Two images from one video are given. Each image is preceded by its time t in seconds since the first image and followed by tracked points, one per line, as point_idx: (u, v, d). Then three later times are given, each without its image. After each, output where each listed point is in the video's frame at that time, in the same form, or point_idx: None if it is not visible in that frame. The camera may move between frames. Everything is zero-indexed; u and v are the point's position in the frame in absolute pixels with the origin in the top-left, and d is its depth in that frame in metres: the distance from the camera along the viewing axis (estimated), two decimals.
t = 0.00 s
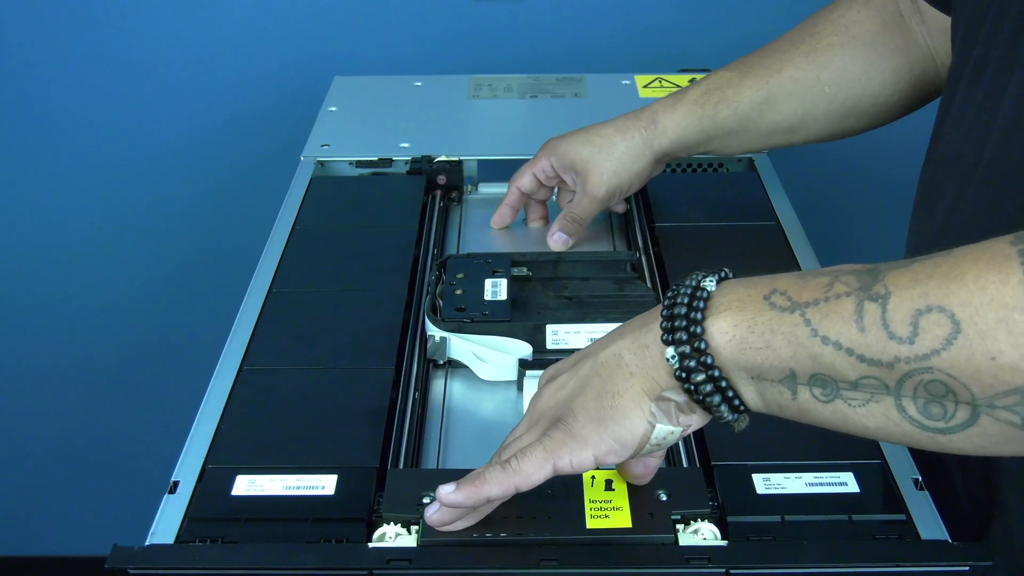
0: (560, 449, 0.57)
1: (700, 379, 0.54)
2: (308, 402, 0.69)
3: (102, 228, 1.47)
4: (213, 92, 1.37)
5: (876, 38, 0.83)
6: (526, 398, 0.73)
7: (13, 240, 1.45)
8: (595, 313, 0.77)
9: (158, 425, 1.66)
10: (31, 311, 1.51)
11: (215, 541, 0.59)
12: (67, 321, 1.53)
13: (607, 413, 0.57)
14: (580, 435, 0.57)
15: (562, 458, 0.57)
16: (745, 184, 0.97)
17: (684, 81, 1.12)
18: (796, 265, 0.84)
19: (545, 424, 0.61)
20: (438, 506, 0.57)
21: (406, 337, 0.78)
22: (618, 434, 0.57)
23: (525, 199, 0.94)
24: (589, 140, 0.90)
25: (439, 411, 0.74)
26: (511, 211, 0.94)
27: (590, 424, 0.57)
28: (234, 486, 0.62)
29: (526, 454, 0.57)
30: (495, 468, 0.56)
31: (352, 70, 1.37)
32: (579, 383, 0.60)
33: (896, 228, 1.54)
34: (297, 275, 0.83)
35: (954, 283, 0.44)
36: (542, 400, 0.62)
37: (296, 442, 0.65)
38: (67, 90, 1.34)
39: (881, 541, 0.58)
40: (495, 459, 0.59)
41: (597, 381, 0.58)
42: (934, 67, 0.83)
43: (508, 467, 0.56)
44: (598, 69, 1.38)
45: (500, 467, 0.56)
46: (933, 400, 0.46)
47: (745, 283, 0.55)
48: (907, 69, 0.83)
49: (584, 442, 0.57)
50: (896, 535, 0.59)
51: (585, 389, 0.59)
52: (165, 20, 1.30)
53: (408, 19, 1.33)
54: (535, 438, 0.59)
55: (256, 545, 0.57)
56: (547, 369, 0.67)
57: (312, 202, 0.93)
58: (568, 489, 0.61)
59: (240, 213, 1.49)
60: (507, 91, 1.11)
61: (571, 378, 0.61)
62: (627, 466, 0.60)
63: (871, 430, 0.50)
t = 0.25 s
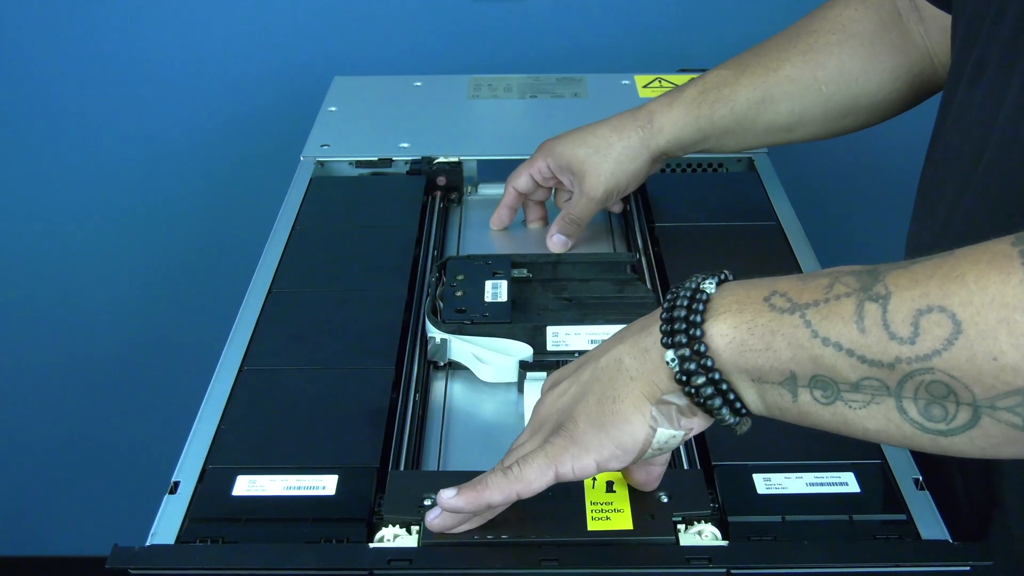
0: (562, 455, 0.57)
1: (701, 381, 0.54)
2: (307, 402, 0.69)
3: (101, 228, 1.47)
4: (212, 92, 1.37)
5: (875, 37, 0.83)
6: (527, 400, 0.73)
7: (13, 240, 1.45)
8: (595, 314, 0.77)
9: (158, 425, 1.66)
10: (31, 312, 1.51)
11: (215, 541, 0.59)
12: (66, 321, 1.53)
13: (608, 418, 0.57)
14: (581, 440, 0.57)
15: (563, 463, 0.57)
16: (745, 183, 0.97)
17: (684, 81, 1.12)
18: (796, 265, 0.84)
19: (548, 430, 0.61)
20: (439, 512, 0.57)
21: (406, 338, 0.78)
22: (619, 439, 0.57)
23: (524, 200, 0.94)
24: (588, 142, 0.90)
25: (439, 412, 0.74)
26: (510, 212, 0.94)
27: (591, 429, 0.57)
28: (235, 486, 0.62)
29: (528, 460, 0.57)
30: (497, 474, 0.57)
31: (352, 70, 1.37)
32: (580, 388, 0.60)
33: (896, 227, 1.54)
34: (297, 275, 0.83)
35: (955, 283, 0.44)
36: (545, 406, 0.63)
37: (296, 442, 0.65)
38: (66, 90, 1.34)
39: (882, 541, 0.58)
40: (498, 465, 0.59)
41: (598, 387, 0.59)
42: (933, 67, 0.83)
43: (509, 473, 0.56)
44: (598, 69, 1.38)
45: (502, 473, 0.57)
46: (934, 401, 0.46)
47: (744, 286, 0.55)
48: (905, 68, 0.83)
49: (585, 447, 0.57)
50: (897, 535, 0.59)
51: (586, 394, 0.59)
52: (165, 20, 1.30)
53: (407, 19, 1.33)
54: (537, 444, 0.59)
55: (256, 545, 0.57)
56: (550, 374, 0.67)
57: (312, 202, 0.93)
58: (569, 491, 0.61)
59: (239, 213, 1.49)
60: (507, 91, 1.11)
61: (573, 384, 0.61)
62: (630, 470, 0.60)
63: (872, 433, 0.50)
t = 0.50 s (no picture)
0: (562, 461, 0.57)
1: (701, 388, 0.54)
2: (307, 402, 0.69)
3: (101, 228, 1.47)
4: (213, 92, 1.37)
5: (873, 39, 0.83)
6: (527, 404, 0.74)
7: (13, 240, 1.45)
8: (595, 318, 0.78)
9: (158, 425, 1.66)
10: (31, 312, 1.51)
11: (215, 541, 0.59)
12: (66, 322, 1.53)
13: (608, 424, 0.57)
14: (581, 447, 0.57)
15: (563, 469, 0.57)
16: (744, 183, 0.97)
17: (684, 81, 1.12)
18: (796, 265, 0.84)
19: (548, 437, 0.61)
20: (440, 517, 0.57)
21: (407, 341, 0.78)
22: (619, 445, 0.57)
23: (523, 203, 0.95)
24: (587, 146, 0.90)
25: (439, 417, 0.74)
26: (510, 215, 0.94)
27: (591, 436, 0.57)
28: (235, 486, 0.62)
29: (528, 466, 0.57)
30: (497, 480, 0.57)
31: (352, 69, 1.37)
32: (581, 395, 0.61)
33: (896, 228, 1.54)
34: (296, 275, 0.83)
35: (953, 286, 0.44)
36: (546, 414, 0.63)
37: (296, 442, 0.65)
38: (66, 90, 1.34)
39: (882, 541, 0.58)
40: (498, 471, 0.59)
41: (598, 394, 0.59)
42: (933, 67, 0.83)
43: (509, 479, 0.57)
44: (597, 69, 1.38)
45: (502, 479, 0.57)
46: (934, 404, 0.46)
47: (742, 293, 0.55)
48: (905, 69, 0.83)
49: (585, 454, 0.57)
50: (896, 535, 0.59)
51: (586, 402, 0.60)
52: (164, 20, 1.30)
53: (407, 19, 1.33)
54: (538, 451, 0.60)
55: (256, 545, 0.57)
56: (551, 382, 0.68)
57: (312, 202, 0.93)
58: (569, 495, 0.61)
59: (239, 212, 1.49)
60: (507, 91, 1.11)
61: (573, 391, 0.62)
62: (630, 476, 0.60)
63: (872, 437, 0.50)
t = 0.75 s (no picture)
0: (564, 461, 0.58)
1: (701, 388, 0.54)
2: (307, 402, 0.69)
3: (101, 228, 1.47)
4: (213, 92, 1.37)
5: (873, 40, 0.83)
6: (528, 408, 0.74)
7: (13, 240, 1.45)
8: (596, 322, 0.77)
9: (157, 426, 1.66)
10: (32, 312, 1.51)
11: (215, 541, 0.59)
12: (66, 321, 1.53)
13: (610, 425, 0.57)
14: (583, 447, 0.58)
15: (565, 469, 0.57)
16: (745, 183, 0.97)
17: (684, 81, 1.12)
18: (796, 265, 0.84)
19: (550, 436, 0.61)
20: (442, 517, 0.57)
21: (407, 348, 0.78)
22: (621, 445, 0.57)
23: (524, 206, 0.95)
24: (587, 148, 0.90)
25: (440, 421, 0.74)
26: (511, 218, 0.94)
27: (593, 435, 0.58)
28: (235, 487, 0.62)
29: (530, 466, 0.57)
30: (499, 479, 0.57)
31: (352, 69, 1.37)
32: (583, 396, 0.61)
33: (896, 228, 1.54)
34: (296, 275, 0.83)
35: (952, 287, 0.44)
36: (548, 414, 0.63)
37: (296, 442, 0.65)
38: (66, 90, 1.34)
39: (882, 541, 0.58)
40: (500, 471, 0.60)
41: (600, 394, 0.59)
42: (933, 67, 0.83)
43: (511, 478, 0.57)
44: (598, 69, 1.38)
45: (504, 479, 0.57)
46: (933, 405, 0.46)
47: (744, 294, 0.56)
48: (905, 69, 0.83)
49: (587, 454, 0.58)
50: (897, 535, 0.59)
51: (588, 401, 0.60)
52: (164, 20, 1.30)
53: (408, 19, 1.33)
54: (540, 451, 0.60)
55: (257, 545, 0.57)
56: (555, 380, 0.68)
57: (313, 202, 0.93)
58: (570, 497, 0.61)
59: (239, 213, 1.49)
60: (507, 91, 1.11)
61: (575, 392, 0.62)
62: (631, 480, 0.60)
63: (872, 438, 0.50)
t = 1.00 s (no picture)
0: (565, 467, 0.58)
1: (703, 395, 0.54)
2: (307, 402, 0.69)
3: (101, 228, 1.47)
4: (213, 92, 1.37)
5: (874, 42, 0.83)
6: (527, 412, 0.74)
7: (12, 240, 1.45)
8: (596, 326, 0.77)
9: (157, 426, 1.66)
10: (31, 312, 1.51)
11: (215, 541, 0.59)
12: (66, 322, 1.53)
13: (611, 431, 0.57)
14: (584, 453, 0.58)
15: (566, 476, 0.57)
16: (745, 183, 0.97)
17: (684, 81, 1.12)
18: (796, 266, 0.84)
19: (551, 442, 0.61)
20: (442, 522, 0.57)
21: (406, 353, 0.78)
22: (622, 451, 0.57)
23: (524, 210, 0.94)
24: (587, 152, 0.90)
25: (439, 423, 0.74)
26: (511, 221, 0.94)
27: (594, 442, 0.58)
28: (235, 487, 0.62)
29: (531, 472, 0.57)
30: (500, 486, 0.57)
31: (352, 69, 1.37)
32: (584, 402, 0.61)
33: (896, 229, 1.54)
34: (296, 275, 0.83)
35: (953, 292, 0.44)
36: (549, 420, 0.63)
37: (296, 442, 0.65)
38: (66, 90, 1.34)
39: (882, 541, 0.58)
40: (501, 477, 0.60)
41: (601, 400, 0.59)
42: (934, 70, 0.83)
43: (512, 485, 0.57)
44: (598, 69, 1.38)
45: (505, 485, 0.57)
46: (934, 410, 0.46)
47: (745, 299, 0.56)
48: (905, 71, 0.83)
49: (588, 460, 0.58)
50: (897, 535, 0.59)
51: (589, 408, 0.60)
52: (165, 20, 1.30)
53: (408, 19, 1.33)
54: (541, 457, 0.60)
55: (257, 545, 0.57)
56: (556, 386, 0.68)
57: (313, 202, 0.93)
58: (570, 498, 0.62)
59: (239, 213, 1.49)
60: (507, 91, 1.11)
61: (576, 398, 0.62)
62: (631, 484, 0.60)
63: (874, 443, 0.50)
